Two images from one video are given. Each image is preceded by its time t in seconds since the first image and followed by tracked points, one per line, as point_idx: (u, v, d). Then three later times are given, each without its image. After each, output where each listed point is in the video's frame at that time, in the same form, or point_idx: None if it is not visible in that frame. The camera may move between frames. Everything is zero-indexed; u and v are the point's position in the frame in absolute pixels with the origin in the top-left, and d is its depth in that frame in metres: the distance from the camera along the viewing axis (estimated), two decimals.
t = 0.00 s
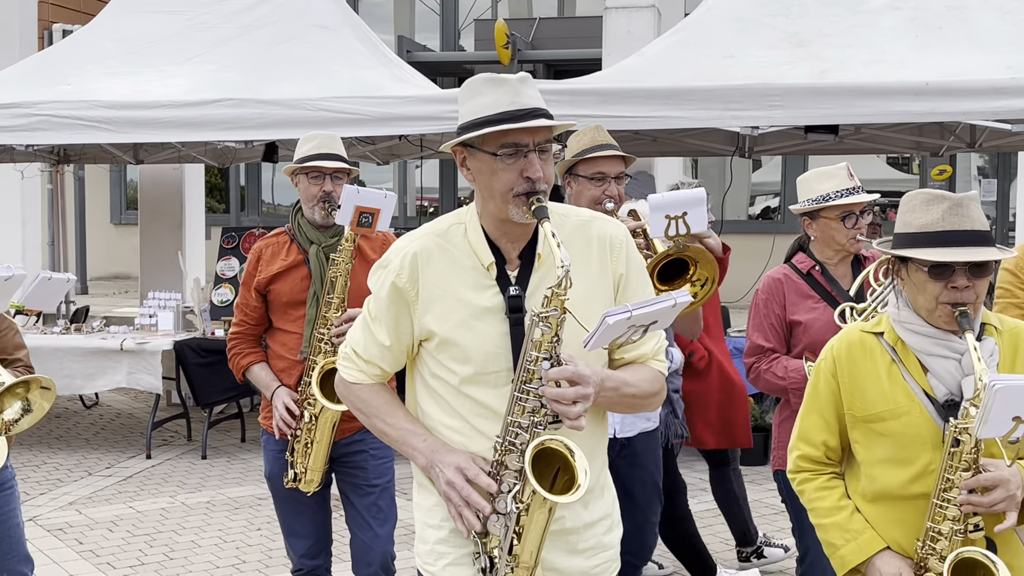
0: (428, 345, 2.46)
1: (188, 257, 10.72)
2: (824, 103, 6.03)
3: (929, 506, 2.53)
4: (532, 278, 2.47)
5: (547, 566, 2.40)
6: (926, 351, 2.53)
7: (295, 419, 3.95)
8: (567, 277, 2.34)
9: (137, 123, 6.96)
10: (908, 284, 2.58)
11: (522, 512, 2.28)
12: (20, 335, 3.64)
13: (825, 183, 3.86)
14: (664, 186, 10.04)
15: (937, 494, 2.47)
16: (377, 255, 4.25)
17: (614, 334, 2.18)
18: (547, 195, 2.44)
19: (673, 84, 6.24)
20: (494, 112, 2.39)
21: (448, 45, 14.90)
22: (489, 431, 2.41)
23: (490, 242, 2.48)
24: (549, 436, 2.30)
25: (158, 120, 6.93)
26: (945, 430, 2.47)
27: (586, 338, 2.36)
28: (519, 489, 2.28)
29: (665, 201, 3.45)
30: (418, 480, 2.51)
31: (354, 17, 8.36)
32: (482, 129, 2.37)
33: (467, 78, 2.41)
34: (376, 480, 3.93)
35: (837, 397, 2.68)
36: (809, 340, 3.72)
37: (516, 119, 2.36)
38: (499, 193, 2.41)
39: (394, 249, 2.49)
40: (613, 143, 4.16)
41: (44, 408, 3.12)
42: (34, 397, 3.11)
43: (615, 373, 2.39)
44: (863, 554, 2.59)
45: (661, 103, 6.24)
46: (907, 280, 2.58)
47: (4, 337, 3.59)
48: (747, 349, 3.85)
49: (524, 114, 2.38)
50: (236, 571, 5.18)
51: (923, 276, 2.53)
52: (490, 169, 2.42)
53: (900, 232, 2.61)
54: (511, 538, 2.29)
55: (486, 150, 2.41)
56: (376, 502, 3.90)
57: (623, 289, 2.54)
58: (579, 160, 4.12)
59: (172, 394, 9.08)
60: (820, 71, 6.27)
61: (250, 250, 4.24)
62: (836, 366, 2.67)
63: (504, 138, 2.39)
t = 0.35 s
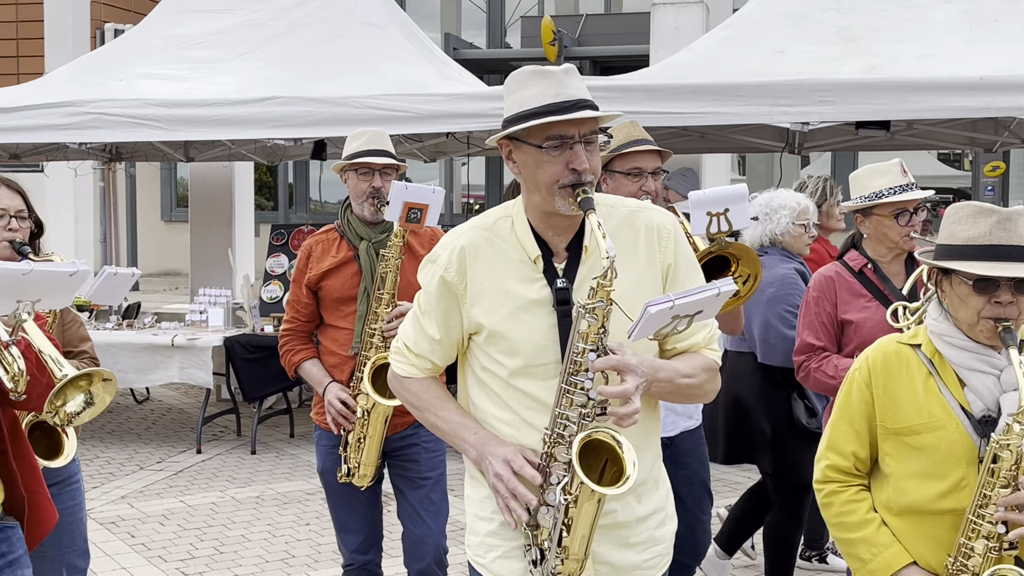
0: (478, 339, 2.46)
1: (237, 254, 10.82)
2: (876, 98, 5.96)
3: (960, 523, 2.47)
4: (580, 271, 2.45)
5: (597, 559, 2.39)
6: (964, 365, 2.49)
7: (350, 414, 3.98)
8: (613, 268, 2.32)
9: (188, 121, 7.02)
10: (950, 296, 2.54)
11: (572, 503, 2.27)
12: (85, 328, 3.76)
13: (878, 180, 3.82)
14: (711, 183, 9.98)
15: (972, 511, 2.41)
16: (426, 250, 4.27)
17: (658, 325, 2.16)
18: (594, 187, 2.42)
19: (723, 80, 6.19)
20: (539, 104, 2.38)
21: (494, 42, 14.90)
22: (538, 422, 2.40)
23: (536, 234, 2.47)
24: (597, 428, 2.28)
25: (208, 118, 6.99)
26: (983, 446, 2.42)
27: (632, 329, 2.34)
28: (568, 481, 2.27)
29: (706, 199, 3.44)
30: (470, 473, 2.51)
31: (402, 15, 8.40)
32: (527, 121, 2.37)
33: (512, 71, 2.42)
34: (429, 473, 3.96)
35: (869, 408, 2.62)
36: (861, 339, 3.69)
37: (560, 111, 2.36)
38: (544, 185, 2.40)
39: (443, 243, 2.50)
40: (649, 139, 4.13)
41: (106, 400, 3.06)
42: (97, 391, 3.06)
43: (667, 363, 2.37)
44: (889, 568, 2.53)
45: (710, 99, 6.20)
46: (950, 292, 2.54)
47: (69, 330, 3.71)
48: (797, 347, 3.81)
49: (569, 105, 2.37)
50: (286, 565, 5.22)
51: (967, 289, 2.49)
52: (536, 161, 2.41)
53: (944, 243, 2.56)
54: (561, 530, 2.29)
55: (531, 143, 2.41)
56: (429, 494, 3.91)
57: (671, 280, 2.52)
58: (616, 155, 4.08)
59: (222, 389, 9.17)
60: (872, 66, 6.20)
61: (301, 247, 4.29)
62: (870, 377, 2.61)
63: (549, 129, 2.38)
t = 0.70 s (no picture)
0: (526, 334, 2.46)
1: (283, 252, 10.91)
2: (926, 94, 5.88)
3: None
4: (631, 267, 2.45)
5: (647, 557, 2.39)
6: None
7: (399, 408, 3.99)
8: (666, 265, 2.32)
9: (235, 120, 7.08)
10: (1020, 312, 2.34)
11: (623, 502, 2.30)
12: (179, 320, 3.89)
13: (929, 179, 3.75)
14: (757, 180, 9.91)
15: None
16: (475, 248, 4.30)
17: (713, 321, 2.14)
18: (647, 183, 2.41)
19: (770, 77, 6.15)
20: (591, 99, 2.38)
21: (537, 39, 14.89)
22: (589, 419, 2.40)
23: (589, 229, 2.47)
24: (650, 425, 2.28)
25: (255, 117, 7.04)
26: None
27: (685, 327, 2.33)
28: (619, 478, 2.30)
29: (758, 199, 3.55)
30: (518, 470, 2.51)
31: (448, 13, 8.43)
32: (580, 117, 2.37)
33: (564, 66, 2.41)
34: (476, 466, 3.97)
35: (952, 429, 2.45)
36: (911, 338, 3.65)
37: (614, 106, 2.35)
38: (598, 181, 2.40)
39: (492, 239, 2.50)
40: (696, 137, 4.13)
41: (184, 384, 2.94)
42: (175, 374, 2.93)
43: (717, 361, 2.36)
44: None
45: (758, 96, 6.15)
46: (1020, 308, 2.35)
47: (163, 322, 3.83)
48: (846, 347, 3.79)
49: (623, 100, 2.37)
50: (332, 561, 5.25)
51: None
52: (589, 157, 2.40)
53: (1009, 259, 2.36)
54: (613, 528, 2.30)
55: (584, 138, 2.40)
56: (477, 488, 3.92)
57: (723, 276, 2.51)
58: (660, 153, 4.09)
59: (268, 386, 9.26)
60: (921, 62, 6.12)
61: (350, 244, 4.30)
62: (949, 398, 2.45)
63: (602, 125, 2.38)
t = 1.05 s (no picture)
0: (568, 332, 2.46)
1: (325, 250, 10.98)
2: (973, 90, 5.82)
3: None
4: (674, 266, 2.45)
5: (690, 557, 2.38)
6: None
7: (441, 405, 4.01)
8: (710, 261, 2.31)
9: (278, 119, 7.12)
10: None
11: (666, 500, 2.30)
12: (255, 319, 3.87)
13: (977, 175, 3.69)
14: (799, 178, 9.84)
15: None
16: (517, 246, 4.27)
17: (759, 316, 2.13)
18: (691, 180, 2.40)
19: (813, 74, 6.10)
20: (635, 96, 2.37)
21: (577, 37, 14.84)
22: (631, 418, 2.40)
23: (631, 228, 2.47)
24: (693, 423, 2.28)
25: (298, 116, 7.09)
26: None
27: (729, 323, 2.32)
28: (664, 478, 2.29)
29: (803, 199, 3.73)
30: (559, 470, 2.51)
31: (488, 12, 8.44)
32: (623, 113, 2.36)
33: (608, 62, 2.41)
34: (518, 469, 3.96)
35: (973, 398, 2.37)
36: (959, 338, 3.62)
37: (658, 103, 2.35)
38: (641, 178, 2.39)
39: (533, 237, 2.50)
40: (738, 133, 4.08)
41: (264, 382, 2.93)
42: (256, 373, 2.93)
43: (768, 354, 2.35)
44: (994, 562, 2.31)
45: (800, 93, 6.11)
46: None
47: (239, 321, 3.81)
48: (893, 347, 3.74)
49: (667, 97, 2.36)
50: (374, 557, 5.28)
51: None
52: (632, 154, 2.40)
53: None
54: (655, 527, 2.30)
55: (627, 135, 2.40)
56: (518, 491, 3.92)
57: (767, 273, 2.50)
58: (703, 150, 4.06)
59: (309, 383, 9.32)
60: (968, 57, 6.05)
61: (394, 241, 4.34)
62: (974, 366, 2.36)
63: (646, 121, 2.37)
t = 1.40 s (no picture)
0: (603, 336, 2.46)
1: (358, 248, 11.02)
2: (1012, 87, 5.77)
3: None
4: (709, 270, 2.44)
5: (728, 562, 2.37)
6: None
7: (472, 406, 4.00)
8: (748, 261, 2.30)
9: (312, 118, 7.16)
10: None
11: (705, 503, 2.25)
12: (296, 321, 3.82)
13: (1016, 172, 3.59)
14: (833, 175, 9.77)
15: None
16: (552, 245, 4.28)
17: (802, 313, 2.12)
18: (726, 182, 2.38)
19: (849, 71, 6.06)
20: (670, 98, 2.36)
21: (609, 34, 14.80)
22: (666, 422, 2.39)
23: (665, 231, 2.46)
24: (732, 424, 2.27)
25: (332, 115, 7.12)
26: None
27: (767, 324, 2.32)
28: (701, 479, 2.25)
29: (849, 191, 3.66)
30: (593, 475, 2.51)
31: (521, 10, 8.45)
32: (658, 116, 2.35)
33: (642, 66, 2.41)
34: (551, 468, 3.95)
35: (1014, 397, 2.41)
36: (998, 337, 3.59)
37: (693, 105, 2.33)
38: (676, 180, 2.38)
39: (568, 242, 2.50)
40: (780, 132, 4.05)
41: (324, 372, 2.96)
42: (316, 363, 2.97)
43: (797, 362, 2.34)
44: None
45: (836, 90, 6.06)
46: None
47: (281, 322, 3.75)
48: (930, 345, 3.72)
49: (701, 100, 2.35)
50: (407, 555, 5.29)
51: None
52: (666, 156, 2.39)
53: None
54: (695, 528, 2.26)
55: (662, 137, 2.39)
56: (552, 491, 3.92)
57: (802, 277, 2.49)
58: (744, 147, 4.02)
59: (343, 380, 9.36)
60: (1007, 53, 5.98)
61: (429, 240, 4.35)
62: (1014, 364, 2.40)
63: (681, 123, 2.37)
